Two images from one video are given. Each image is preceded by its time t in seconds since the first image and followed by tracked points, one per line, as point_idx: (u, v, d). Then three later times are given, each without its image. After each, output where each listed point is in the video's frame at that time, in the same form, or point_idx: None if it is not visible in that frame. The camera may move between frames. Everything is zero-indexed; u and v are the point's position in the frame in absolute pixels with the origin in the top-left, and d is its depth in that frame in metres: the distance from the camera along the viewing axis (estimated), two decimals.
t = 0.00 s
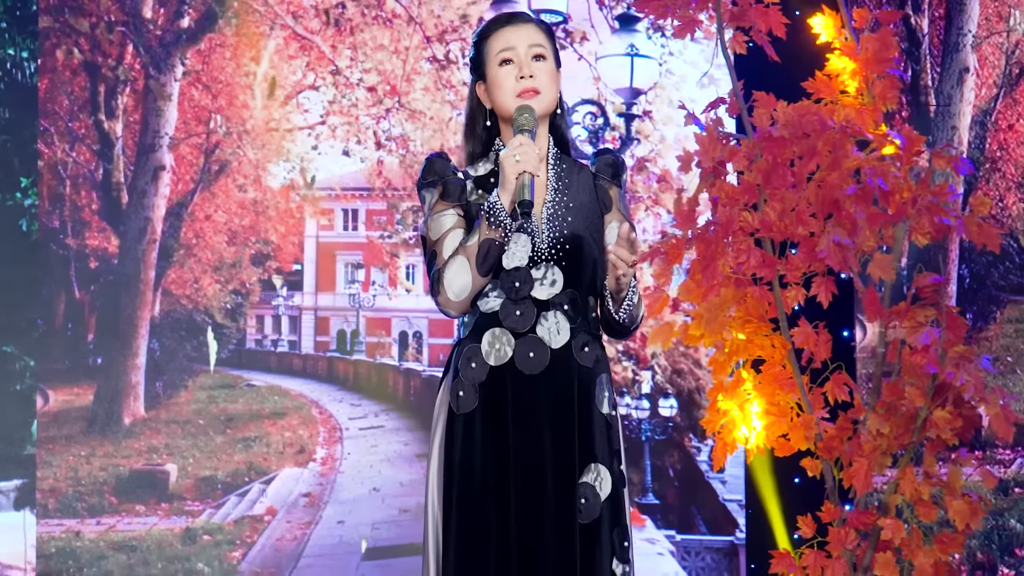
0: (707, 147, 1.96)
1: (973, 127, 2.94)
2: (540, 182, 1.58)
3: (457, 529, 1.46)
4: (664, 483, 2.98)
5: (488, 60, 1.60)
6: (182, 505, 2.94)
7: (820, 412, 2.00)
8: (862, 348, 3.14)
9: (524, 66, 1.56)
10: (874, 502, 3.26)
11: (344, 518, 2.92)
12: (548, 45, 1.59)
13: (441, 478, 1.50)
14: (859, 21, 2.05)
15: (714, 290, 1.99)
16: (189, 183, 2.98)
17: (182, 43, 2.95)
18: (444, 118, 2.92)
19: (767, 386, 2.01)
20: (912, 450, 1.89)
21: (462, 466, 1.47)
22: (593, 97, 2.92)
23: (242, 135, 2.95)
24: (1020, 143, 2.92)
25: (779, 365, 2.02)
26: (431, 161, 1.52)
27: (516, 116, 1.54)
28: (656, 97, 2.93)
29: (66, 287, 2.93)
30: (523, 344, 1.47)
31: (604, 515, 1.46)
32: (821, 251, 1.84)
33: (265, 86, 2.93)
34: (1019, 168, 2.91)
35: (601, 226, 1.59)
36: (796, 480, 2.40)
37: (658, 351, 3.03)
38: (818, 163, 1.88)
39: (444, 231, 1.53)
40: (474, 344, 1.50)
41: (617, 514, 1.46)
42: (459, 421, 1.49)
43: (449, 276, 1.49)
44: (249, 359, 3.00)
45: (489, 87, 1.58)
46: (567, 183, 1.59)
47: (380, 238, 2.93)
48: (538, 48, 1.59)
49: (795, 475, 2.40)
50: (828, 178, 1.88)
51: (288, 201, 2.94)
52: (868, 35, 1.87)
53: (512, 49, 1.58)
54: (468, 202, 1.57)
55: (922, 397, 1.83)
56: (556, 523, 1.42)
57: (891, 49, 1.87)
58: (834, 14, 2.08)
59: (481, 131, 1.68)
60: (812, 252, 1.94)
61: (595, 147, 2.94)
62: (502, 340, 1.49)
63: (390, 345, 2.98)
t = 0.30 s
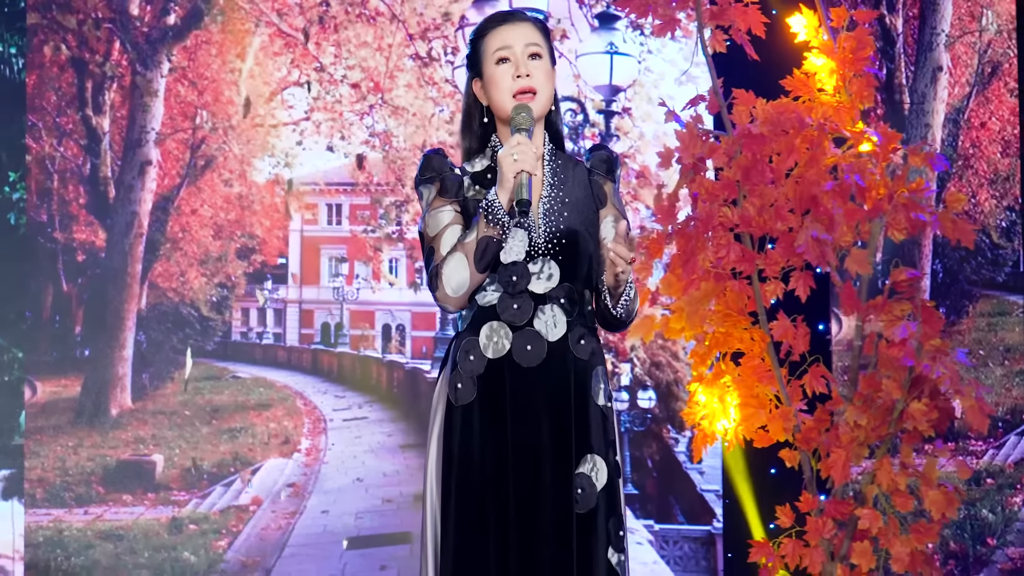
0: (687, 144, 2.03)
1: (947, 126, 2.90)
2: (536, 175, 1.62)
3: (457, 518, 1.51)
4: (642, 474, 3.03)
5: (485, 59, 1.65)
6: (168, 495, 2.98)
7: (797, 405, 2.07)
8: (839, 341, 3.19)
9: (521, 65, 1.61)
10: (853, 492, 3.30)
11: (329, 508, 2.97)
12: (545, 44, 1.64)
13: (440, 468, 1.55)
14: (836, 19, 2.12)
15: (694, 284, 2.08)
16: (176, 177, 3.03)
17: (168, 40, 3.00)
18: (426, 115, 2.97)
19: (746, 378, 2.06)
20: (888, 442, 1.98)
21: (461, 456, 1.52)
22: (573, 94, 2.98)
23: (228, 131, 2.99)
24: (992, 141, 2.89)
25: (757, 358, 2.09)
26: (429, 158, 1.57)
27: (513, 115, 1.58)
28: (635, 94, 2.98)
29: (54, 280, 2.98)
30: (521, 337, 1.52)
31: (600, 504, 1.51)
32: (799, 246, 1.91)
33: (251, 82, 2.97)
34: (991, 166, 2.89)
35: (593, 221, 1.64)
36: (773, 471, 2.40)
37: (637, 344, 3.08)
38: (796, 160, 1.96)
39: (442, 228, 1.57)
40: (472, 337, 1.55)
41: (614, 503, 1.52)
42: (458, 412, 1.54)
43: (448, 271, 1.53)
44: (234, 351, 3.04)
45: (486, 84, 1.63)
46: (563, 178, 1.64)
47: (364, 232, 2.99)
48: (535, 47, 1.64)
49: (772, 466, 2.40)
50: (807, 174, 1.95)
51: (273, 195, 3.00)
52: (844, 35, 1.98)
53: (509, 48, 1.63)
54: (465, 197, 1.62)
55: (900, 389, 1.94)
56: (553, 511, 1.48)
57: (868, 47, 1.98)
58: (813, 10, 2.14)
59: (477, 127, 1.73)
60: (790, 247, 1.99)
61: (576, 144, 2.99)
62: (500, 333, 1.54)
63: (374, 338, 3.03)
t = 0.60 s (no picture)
0: (672, 142, 2.11)
1: (924, 123, 2.96)
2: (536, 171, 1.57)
3: (459, 513, 1.46)
4: (625, 465, 3.10)
5: (485, 58, 1.59)
6: (158, 486, 3.02)
7: (779, 398, 2.16)
8: (818, 334, 3.26)
9: (522, 65, 1.56)
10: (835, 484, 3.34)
11: (317, 498, 3.03)
12: (545, 43, 1.59)
13: (441, 463, 1.50)
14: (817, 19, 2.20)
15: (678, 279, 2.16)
16: (166, 173, 3.07)
17: (158, 37, 3.05)
18: (413, 112, 3.02)
19: (729, 372, 2.15)
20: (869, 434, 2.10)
21: (462, 449, 1.47)
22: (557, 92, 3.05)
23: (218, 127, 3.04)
24: (969, 138, 2.93)
25: (740, 351, 2.16)
26: (430, 154, 1.52)
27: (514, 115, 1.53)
28: (618, 91, 3.04)
29: (45, 274, 3.02)
30: (522, 331, 1.48)
31: (601, 496, 1.46)
32: (783, 242, 1.99)
33: (240, 79, 3.02)
34: (966, 164, 2.93)
35: (591, 216, 1.58)
36: (753, 461, 2.50)
37: (620, 337, 3.14)
38: (779, 157, 2.06)
39: (444, 224, 1.52)
40: (474, 331, 1.50)
41: (614, 495, 1.47)
42: (459, 405, 1.49)
43: (449, 269, 1.48)
44: (224, 344, 3.09)
45: (486, 84, 1.58)
46: (562, 174, 1.58)
47: (352, 227, 3.04)
48: (535, 47, 1.59)
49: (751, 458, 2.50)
50: (789, 171, 2.05)
51: (261, 190, 3.04)
52: (825, 35, 2.07)
53: (509, 48, 1.57)
54: (466, 193, 1.56)
55: (880, 382, 2.06)
56: (555, 505, 1.43)
57: (848, 48, 2.07)
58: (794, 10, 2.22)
59: (477, 125, 1.67)
60: (773, 244, 2.08)
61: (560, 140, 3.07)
62: (502, 327, 1.49)
63: (361, 331, 3.09)
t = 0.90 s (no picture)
0: (663, 139, 2.16)
1: (908, 122, 3.01)
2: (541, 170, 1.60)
3: (469, 506, 1.49)
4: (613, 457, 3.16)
5: (492, 58, 1.61)
6: (154, 477, 3.07)
7: (767, 392, 2.24)
8: (803, 329, 3.32)
9: (529, 65, 1.59)
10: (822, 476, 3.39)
11: (310, 490, 3.08)
12: (552, 44, 1.61)
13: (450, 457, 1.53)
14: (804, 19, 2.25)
15: (668, 274, 2.22)
16: (162, 169, 3.12)
17: (155, 36, 3.10)
18: (405, 110, 3.09)
19: (718, 366, 2.23)
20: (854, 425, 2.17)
21: (471, 444, 1.50)
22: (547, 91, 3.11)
23: (213, 124, 3.09)
24: (951, 137, 2.99)
25: (729, 345, 2.26)
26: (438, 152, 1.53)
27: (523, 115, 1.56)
28: (606, 90, 3.09)
29: (43, 269, 3.06)
30: (530, 325, 1.51)
31: (606, 487, 1.50)
32: (771, 238, 2.05)
33: (235, 77, 3.07)
34: (949, 161, 2.98)
35: (597, 214, 1.62)
36: (735, 455, 2.55)
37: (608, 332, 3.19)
38: (767, 155, 2.12)
39: (452, 221, 1.53)
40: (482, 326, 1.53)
41: (618, 486, 1.51)
42: (468, 399, 1.52)
43: (459, 266, 1.50)
44: (219, 338, 3.14)
45: (494, 84, 1.60)
46: (567, 172, 1.62)
47: (345, 223, 3.11)
48: (541, 47, 1.61)
49: (734, 451, 2.55)
50: (777, 169, 2.11)
51: (256, 187, 3.10)
52: (813, 34, 2.12)
53: (517, 48, 1.59)
54: (473, 191, 1.58)
55: (867, 376, 2.11)
56: (562, 497, 1.47)
57: (835, 47, 2.12)
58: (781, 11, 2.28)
59: (484, 122, 1.68)
60: (761, 240, 2.15)
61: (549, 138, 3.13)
62: (510, 322, 1.53)
63: (354, 325, 3.16)
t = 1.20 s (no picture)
0: (658, 138, 2.32)
1: (897, 122, 3.05)
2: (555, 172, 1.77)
3: (483, 493, 1.66)
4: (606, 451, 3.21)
5: (507, 59, 1.78)
6: (156, 470, 3.12)
7: (760, 387, 2.43)
8: (795, 326, 3.36)
9: (543, 66, 1.76)
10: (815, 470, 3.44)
11: (308, 482, 3.15)
12: (564, 45, 1.79)
13: (467, 447, 1.70)
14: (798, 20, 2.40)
15: (663, 271, 2.39)
16: (164, 167, 3.18)
17: (157, 36, 3.15)
18: (403, 109, 3.16)
19: (713, 361, 2.38)
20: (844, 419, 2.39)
21: (487, 434, 1.67)
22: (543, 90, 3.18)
23: (214, 123, 3.14)
24: (940, 136, 3.03)
25: (723, 341, 2.40)
26: (456, 153, 1.71)
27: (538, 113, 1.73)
28: (600, 90, 3.14)
29: (48, 265, 3.08)
30: (545, 322, 1.68)
31: (618, 479, 1.67)
32: (765, 236, 2.23)
33: (236, 76, 3.12)
34: (937, 160, 3.03)
35: (611, 213, 1.80)
36: (726, 449, 2.74)
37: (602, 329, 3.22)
38: (760, 154, 2.32)
39: (469, 219, 1.71)
40: (497, 322, 1.70)
41: (629, 478, 1.68)
42: (484, 391, 1.69)
43: (475, 262, 1.69)
44: (219, 333, 3.19)
45: (509, 83, 1.77)
46: (581, 172, 1.79)
47: (343, 220, 3.16)
48: (555, 49, 1.78)
49: (726, 446, 2.74)
50: (770, 168, 2.31)
51: (257, 184, 3.16)
52: (805, 37, 2.31)
53: (532, 49, 1.77)
54: (489, 190, 1.75)
55: (859, 371, 2.31)
56: (575, 485, 1.64)
57: (827, 48, 2.30)
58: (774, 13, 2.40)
59: (499, 122, 1.85)
60: (754, 237, 2.31)
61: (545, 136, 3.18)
62: (525, 318, 1.69)
63: (352, 321, 3.22)
